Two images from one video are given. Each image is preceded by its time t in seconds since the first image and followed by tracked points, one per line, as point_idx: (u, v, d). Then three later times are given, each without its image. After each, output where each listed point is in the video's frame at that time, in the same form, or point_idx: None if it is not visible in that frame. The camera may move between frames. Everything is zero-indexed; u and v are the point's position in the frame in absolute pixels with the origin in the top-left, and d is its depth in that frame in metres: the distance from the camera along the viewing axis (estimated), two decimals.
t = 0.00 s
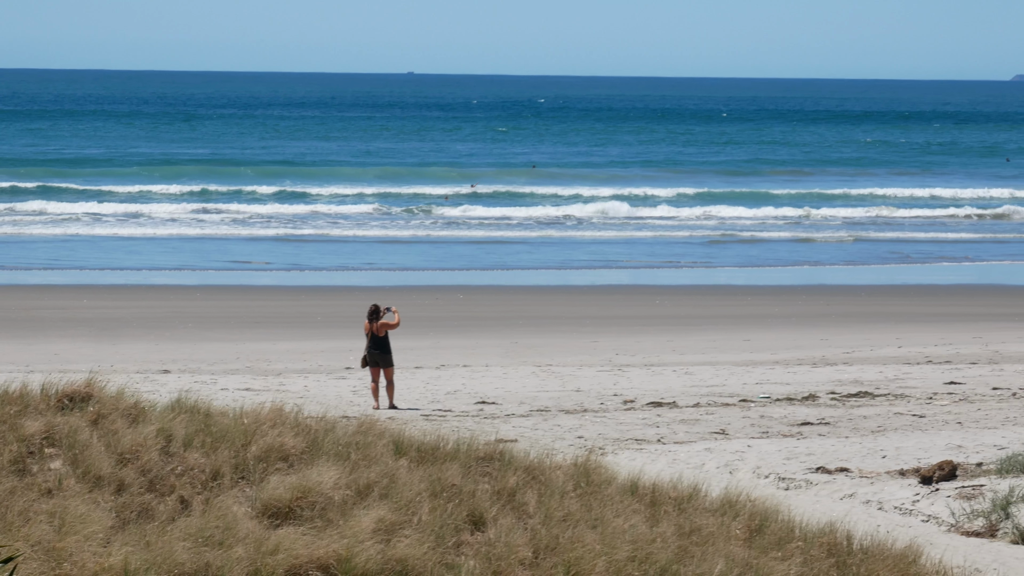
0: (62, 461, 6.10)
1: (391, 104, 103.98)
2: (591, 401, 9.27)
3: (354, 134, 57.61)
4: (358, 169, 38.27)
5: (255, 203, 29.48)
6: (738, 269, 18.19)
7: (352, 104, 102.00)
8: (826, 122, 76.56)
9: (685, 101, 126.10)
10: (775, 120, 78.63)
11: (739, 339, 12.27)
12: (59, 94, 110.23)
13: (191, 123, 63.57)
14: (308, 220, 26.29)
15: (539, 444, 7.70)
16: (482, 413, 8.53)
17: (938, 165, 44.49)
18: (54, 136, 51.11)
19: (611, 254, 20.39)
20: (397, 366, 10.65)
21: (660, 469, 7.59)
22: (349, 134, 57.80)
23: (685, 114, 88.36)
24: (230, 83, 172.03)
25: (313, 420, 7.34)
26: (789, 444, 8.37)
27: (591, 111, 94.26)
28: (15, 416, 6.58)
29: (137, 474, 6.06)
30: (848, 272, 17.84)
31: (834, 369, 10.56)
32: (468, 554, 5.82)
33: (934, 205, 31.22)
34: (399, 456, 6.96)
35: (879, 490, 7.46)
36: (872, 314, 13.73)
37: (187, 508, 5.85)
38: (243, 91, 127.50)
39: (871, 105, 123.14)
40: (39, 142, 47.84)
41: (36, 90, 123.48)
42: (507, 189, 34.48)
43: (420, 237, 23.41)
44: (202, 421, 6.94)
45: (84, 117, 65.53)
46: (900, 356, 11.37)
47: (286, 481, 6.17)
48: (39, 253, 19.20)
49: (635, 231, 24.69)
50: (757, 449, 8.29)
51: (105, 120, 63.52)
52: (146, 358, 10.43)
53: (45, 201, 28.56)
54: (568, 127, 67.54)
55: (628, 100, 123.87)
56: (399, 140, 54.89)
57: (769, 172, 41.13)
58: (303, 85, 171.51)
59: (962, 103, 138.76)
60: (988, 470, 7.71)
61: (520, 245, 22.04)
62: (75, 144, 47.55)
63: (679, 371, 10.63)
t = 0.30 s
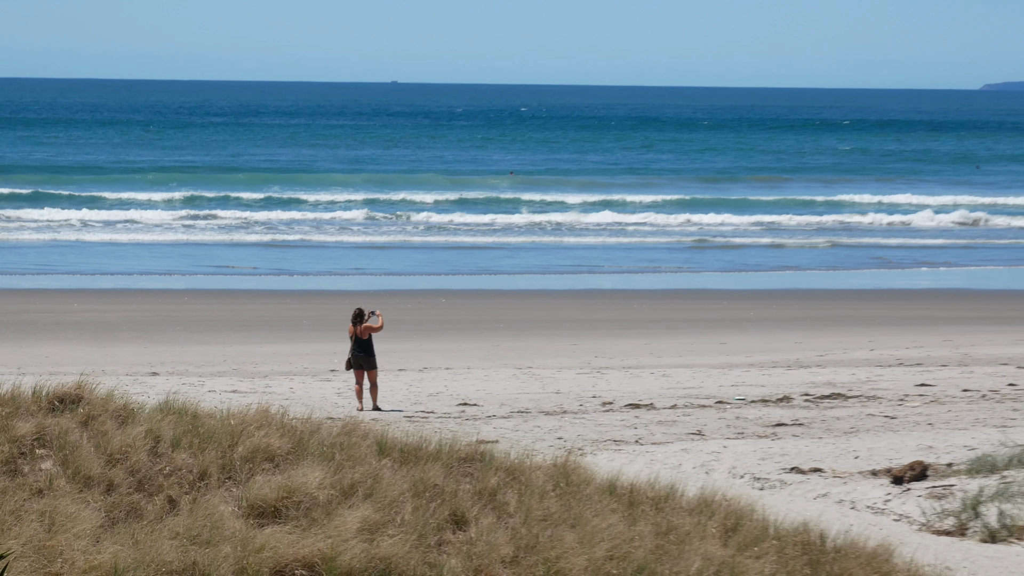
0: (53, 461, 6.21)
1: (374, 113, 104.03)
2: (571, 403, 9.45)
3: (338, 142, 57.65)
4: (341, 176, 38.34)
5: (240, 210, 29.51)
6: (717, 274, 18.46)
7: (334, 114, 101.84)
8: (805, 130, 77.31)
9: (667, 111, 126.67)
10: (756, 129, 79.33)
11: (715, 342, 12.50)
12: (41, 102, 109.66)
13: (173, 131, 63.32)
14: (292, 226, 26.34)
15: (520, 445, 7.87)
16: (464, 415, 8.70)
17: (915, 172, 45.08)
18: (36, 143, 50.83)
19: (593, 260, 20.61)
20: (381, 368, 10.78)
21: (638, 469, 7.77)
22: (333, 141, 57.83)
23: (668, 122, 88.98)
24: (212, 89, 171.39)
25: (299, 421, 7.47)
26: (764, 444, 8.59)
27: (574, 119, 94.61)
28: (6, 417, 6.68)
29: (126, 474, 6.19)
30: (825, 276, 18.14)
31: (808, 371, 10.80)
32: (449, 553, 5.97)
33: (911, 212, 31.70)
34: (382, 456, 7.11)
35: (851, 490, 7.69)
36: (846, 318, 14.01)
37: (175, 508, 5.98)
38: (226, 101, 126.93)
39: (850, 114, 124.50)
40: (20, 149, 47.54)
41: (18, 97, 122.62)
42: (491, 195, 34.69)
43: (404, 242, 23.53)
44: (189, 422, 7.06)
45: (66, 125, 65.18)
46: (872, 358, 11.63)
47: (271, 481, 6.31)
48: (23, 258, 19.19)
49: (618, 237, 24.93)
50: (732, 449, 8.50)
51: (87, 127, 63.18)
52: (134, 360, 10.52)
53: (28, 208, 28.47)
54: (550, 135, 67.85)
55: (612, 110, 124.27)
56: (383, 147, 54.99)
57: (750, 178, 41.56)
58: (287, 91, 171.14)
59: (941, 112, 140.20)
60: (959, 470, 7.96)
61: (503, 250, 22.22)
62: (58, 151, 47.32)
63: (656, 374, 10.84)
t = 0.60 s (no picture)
0: (48, 459, 6.36)
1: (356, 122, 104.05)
2: (552, 403, 9.68)
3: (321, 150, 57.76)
4: (325, 182, 38.51)
5: (224, 216, 29.61)
6: (697, 278, 18.79)
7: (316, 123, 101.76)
8: (783, 140, 78.22)
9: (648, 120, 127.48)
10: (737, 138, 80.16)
11: (691, 344, 12.79)
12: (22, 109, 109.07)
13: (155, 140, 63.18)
14: (278, 232, 26.47)
15: (502, 444, 8.09)
16: (447, 414, 8.90)
17: (892, 180, 45.78)
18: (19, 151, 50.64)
19: (574, 265, 20.90)
20: (367, 370, 10.97)
21: (617, 467, 8.02)
22: (317, 149, 57.95)
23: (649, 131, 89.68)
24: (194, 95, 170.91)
25: (287, 420, 7.66)
26: (738, 443, 8.87)
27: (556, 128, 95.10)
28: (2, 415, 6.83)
29: (119, 471, 6.35)
30: (801, 281, 18.51)
31: (782, 372, 11.10)
32: (433, 548, 6.17)
33: (886, 218, 32.27)
34: (368, 455, 7.30)
35: (823, 487, 7.96)
36: (819, 321, 14.35)
37: (167, 504, 6.15)
38: (207, 114, 126.86)
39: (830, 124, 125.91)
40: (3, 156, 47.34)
41: None
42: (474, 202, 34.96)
43: (388, 248, 23.73)
44: (180, 421, 7.22)
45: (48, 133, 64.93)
46: (844, 360, 11.95)
47: (261, 478, 6.50)
48: (10, 262, 19.24)
49: (600, 243, 25.24)
50: (708, 448, 8.77)
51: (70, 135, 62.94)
52: (127, 361, 10.66)
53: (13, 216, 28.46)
54: (532, 143, 68.27)
55: (593, 119, 124.97)
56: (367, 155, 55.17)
57: (730, 185, 42.05)
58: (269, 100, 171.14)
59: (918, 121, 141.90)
60: (927, 468, 8.26)
61: (486, 256, 22.48)
62: (40, 160, 47.20)
63: (635, 375, 11.10)
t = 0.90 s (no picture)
0: (47, 454, 6.57)
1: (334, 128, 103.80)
2: (532, 400, 9.97)
3: (302, 157, 57.85)
4: (306, 187, 38.65)
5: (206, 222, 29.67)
6: (675, 280, 19.16)
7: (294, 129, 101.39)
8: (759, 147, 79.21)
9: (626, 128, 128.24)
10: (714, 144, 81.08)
11: (666, 343, 13.14)
12: None
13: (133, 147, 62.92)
14: (262, 235, 26.59)
15: (484, 439, 8.36)
16: (431, 411, 9.17)
17: (865, 185, 46.57)
18: None
19: (556, 267, 21.22)
20: (354, 368, 11.20)
21: (595, 462, 8.31)
22: (297, 156, 58.02)
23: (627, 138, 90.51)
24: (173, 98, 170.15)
25: (277, 416, 7.89)
26: (712, 439, 9.21)
27: (536, 133, 95.49)
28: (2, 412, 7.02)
29: (116, 466, 6.56)
30: (776, 282, 18.94)
31: (754, 371, 11.46)
32: (417, 539, 6.42)
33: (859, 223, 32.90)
34: (356, 450, 7.55)
35: (793, 481, 8.31)
36: (793, 321, 14.76)
37: (162, 498, 6.37)
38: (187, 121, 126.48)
39: (807, 130, 127.33)
40: None
41: None
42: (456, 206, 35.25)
43: (370, 251, 23.93)
44: (175, 418, 7.44)
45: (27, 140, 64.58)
46: (813, 358, 12.35)
47: (252, 473, 6.73)
48: None
49: (582, 246, 25.60)
50: (683, 444, 9.10)
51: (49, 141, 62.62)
52: (123, 359, 10.84)
53: None
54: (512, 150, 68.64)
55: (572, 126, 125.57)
56: (348, 161, 55.34)
57: (708, 191, 42.64)
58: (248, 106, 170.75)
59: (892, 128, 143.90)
60: (893, 463, 8.63)
61: (469, 258, 22.76)
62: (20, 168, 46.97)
63: (612, 372, 11.42)
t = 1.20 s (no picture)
0: (44, 447, 6.78)
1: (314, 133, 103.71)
2: (513, 395, 10.26)
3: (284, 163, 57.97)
4: (290, 193, 38.85)
5: (189, 226, 29.79)
6: (655, 280, 19.54)
7: (273, 133, 101.16)
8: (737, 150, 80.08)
9: (605, 131, 128.90)
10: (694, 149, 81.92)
11: (643, 340, 13.47)
12: None
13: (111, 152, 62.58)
14: (247, 240, 26.76)
15: (467, 432, 8.64)
16: (416, 405, 9.43)
17: (840, 188, 47.33)
18: None
19: (538, 267, 21.54)
20: (341, 364, 11.44)
21: (574, 454, 8.61)
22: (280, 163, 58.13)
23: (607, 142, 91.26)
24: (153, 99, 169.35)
25: (267, 411, 8.13)
26: (686, 432, 9.54)
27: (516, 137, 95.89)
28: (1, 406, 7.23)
29: (111, 458, 6.78)
30: (752, 282, 19.37)
31: (727, 367, 11.82)
32: (402, 528, 6.67)
33: (834, 224, 33.48)
34: (342, 443, 7.81)
35: (764, 473, 8.66)
36: (766, 318, 15.15)
37: (155, 489, 6.59)
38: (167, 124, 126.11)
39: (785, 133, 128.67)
40: None
41: None
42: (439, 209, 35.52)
43: (353, 253, 24.19)
44: (168, 412, 7.68)
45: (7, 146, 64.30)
46: (784, 355, 12.73)
47: (242, 465, 6.96)
48: None
49: (564, 247, 25.95)
50: (658, 437, 9.43)
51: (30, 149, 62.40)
52: (118, 356, 11.04)
53: None
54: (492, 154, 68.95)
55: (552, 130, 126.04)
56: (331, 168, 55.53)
57: (686, 194, 43.18)
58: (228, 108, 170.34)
59: (868, 131, 145.53)
60: (860, 455, 8.99)
61: (453, 258, 23.05)
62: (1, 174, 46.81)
63: (591, 368, 11.73)
